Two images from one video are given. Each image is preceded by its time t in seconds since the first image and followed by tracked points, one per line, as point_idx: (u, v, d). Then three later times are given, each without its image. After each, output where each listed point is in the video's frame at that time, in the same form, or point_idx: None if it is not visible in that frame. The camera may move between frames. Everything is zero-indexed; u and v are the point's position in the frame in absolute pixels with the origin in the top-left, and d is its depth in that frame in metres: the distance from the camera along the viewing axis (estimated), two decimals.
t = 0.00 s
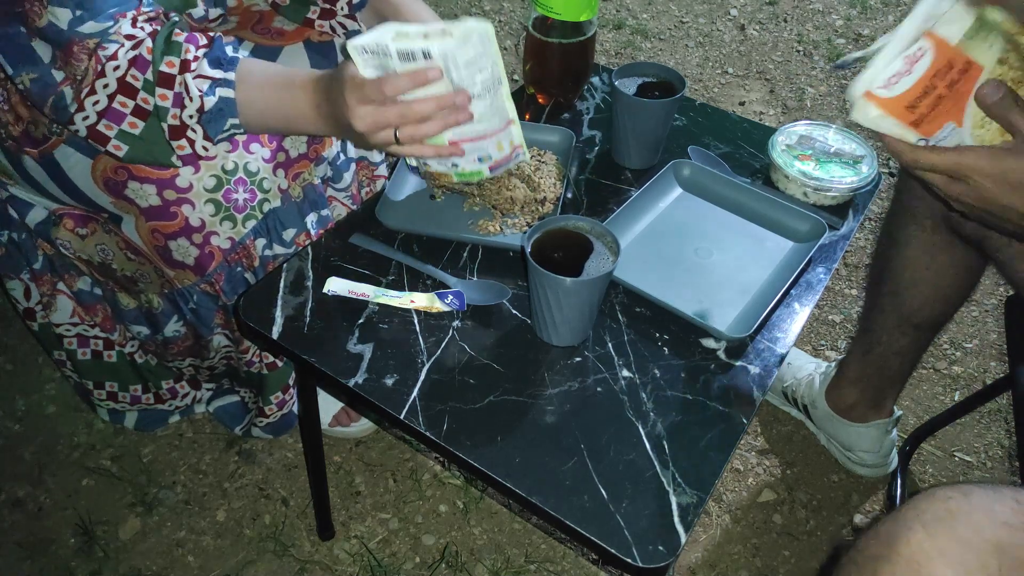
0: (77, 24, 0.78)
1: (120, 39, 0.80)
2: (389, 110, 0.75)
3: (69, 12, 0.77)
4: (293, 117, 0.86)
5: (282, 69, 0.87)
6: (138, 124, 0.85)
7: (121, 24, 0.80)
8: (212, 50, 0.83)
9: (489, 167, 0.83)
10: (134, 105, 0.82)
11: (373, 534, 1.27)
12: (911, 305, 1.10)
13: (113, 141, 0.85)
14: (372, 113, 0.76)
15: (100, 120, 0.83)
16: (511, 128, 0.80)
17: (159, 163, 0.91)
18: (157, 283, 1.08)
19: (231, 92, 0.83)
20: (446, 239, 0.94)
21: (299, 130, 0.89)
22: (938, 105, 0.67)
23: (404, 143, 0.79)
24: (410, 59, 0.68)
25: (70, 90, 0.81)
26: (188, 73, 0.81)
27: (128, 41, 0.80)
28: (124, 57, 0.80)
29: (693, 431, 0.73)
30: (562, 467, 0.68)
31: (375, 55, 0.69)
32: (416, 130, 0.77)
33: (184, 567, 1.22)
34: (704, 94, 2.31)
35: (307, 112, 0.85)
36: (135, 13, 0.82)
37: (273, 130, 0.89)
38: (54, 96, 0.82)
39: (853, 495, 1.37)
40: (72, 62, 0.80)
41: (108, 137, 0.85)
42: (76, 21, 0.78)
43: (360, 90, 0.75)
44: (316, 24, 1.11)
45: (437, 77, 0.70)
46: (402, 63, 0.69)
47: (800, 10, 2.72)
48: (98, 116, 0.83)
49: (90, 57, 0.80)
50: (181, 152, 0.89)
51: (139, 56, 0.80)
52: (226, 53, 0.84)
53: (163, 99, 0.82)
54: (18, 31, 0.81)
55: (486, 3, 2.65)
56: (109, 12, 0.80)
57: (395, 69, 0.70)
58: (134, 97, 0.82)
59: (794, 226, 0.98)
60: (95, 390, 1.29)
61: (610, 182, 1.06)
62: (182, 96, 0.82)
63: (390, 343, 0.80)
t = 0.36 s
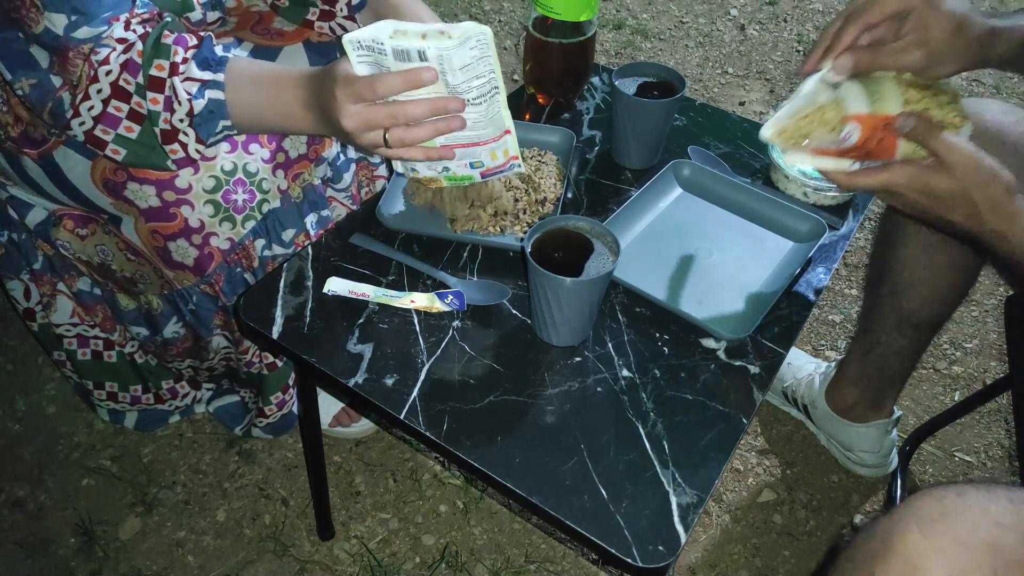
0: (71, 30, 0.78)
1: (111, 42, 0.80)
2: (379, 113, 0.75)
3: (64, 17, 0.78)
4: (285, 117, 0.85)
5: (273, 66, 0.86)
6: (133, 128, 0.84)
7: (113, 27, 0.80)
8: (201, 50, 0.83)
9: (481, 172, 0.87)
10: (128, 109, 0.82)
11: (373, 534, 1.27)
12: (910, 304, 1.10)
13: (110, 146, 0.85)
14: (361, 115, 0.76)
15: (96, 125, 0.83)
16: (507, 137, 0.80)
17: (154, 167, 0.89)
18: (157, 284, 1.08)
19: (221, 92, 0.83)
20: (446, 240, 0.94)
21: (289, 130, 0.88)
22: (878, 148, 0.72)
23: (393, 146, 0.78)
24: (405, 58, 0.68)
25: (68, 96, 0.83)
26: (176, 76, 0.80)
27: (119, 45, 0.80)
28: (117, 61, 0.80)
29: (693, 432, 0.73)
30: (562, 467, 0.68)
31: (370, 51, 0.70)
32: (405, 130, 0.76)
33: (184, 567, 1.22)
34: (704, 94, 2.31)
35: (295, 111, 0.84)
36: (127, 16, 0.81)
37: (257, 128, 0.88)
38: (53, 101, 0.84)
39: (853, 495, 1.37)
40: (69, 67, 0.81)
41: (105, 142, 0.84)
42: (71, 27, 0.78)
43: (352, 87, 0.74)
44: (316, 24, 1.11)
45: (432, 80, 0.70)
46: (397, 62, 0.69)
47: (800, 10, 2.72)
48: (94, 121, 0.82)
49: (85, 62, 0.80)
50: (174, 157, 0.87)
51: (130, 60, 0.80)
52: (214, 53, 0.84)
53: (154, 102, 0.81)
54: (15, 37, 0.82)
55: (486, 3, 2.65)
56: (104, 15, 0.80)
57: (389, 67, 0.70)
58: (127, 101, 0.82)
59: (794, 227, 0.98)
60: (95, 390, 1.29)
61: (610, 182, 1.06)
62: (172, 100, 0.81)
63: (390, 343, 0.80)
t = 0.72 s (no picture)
0: (71, 28, 0.79)
1: (109, 40, 0.80)
2: (376, 106, 0.74)
3: (63, 16, 0.78)
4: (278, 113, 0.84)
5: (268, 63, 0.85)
6: (131, 126, 0.84)
7: (111, 26, 0.80)
8: (198, 47, 0.83)
9: (482, 166, 0.84)
10: (126, 106, 0.82)
11: (373, 534, 1.27)
12: (910, 304, 1.10)
13: (107, 145, 0.85)
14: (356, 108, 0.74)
15: (93, 124, 0.83)
16: (507, 132, 0.79)
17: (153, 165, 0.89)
18: (157, 284, 1.08)
19: (218, 90, 0.82)
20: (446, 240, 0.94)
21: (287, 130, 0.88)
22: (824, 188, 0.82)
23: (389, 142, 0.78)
24: (404, 51, 0.68)
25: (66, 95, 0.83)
26: (173, 73, 0.80)
27: (117, 42, 0.80)
28: (114, 58, 0.80)
29: (693, 432, 0.73)
30: (562, 467, 0.68)
31: (369, 46, 0.70)
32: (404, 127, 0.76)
33: (184, 567, 1.22)
34: (704, 94, 2.31)
35: (294, 112, 0.84)
36: (127, 15, 0.82)
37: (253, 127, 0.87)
38: (51, 100, 0.84)
39: (853, 495, 1.37)
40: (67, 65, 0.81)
41: (102, 141, 0.84)
42: (70, 24, 0.78)
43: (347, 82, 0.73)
44: (316, 24, 1.11)
45: (431, 73, 0.70)
46: (396, 56, 0.69)
47: (800, 10, 2.72)
48: (91, 119, 0.82)
49: (83, 61, 0.80)
50: (171, 154, 0.87)
51: (128, 57, 0.80)
52: (210, 51, 0.84)
53: (150, 100, 0.81)
54: (15, 36, 0.82)
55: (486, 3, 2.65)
56: (103, 14, 0.80)
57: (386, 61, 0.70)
58: (125, 99, 0.82)
59: (794, 227, 0.98)
60: (95, 391, 1.29)
61: (610, 182, 1.06)
62: (167, 97, 0.81)
63: (390, 343, 0.80)
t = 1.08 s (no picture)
0: (73, 24, 0.78)
1: (112, 35, 0.79)
2: (382, 99, 0.75)
3: (67, 12, 0.77)
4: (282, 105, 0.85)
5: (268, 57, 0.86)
6: (133, 121, 0.85)
7: (115, 21, 0.79)
8: (200, 41, 0.83)
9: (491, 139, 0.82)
10: (128, 101, 0.82)
11: (373, 534, 1.27)
12: (909, 304, 1.10)
13: (109, 140, 0.85)
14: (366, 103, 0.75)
15: (95, 119, 0.83)
16: (513, 103, 0.78)
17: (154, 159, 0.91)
18: (157, 283, 1.08)
19: (220, 83, 0.83)
20: (445, 241, 0.94)
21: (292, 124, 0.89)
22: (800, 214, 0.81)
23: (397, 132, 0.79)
24: (408, 43, 0.68)
25: (69, 91, 0.82)
26: (174, 66, 0.80)
27: (120, 37, 0.80)
28: (117, 53, 0.79)
29: (693, 432, 0.73)
30: (562, 467, 0.68)
31: (371, 39, 0.69)
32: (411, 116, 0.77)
33: (184, 567, 1.22)
34: (704, 94, 2.31)
35: (300, 102, 0.85)
36: (131, 10, 0.81)
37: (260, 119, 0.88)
38: (51, 96, 0.82)
39: (853, 494, 1.37)
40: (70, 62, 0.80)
41: (103, 136, 0.85)
42: (74, 21, 0.78)
43: (350, 74, 0.74)
44: (316, 24, 1.12)
45: (436, 61, 0.70)
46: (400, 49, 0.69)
47: (800, 10, 2.72)
48: (93, 115, 0.83)
49: (86, 56, 0.80)
50: (173, 148, 0.87)
51: (130, 52, 0.79)
52: (212, 45, 0.84)
53: (153, 93, 0.81)
54: (17, 32, 0.80)
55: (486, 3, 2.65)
56: (106, 11, 0.79)
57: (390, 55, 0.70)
58: (127, 93, 0.82)
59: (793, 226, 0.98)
60: (96, 390, 1.29)
61: (610, 182, 1.06)
62: (170, 90, 0.81)
63: (390, 343, 0.80)
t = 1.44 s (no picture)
0: (73, 25, 0.77)
1: (113, 35, 0.79)
2: (387, 87, 0.76)
3: (67, 12, 0.76)
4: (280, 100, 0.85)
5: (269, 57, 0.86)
6: (133, 120, 0.85)
7: (115, 21, 0.79)
8: (200, 41, 0.83)
9: (493, 135, 0.84)
10: (128, 100, 0.82)
11: (373, 534, 1.27)
12: (909, 304, 1.10)
13: (108, 139, 0.85)
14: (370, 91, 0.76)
15: (95, 118, 0.83)
16: (517, 96, 0.79)
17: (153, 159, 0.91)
18: (157, 284, 1.08)
19: (220, 83, 0.83)
20: (445, 241, 0.94)
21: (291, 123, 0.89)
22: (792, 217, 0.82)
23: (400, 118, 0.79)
24: (417, 27, 0.69)
25: (68, 91, 0.82)
26: (175, 64, 0.80)
27: (120, 36, 0.79)
28: (117, 52, 0.79)
29: (693, 432, 0.73)
30: (562, 467, 0.68)
31: (379, 25, 0.70)
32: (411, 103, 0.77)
33: (184, 567, 1.22)
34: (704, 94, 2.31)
35: (296, 100, 0.84)
36: (131, 9, 0.80)
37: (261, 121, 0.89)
38: (51, 95, 0.82)
39: (853, 495, 1.37)
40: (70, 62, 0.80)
41: (103, 135, 0.84)
42: (74, 21, 0.77)
43: (360, 61, 0.74)
44: (314, 24, 1.12)
45: (445, 47, 0.70)
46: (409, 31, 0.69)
47: (800, 10, 2.71)
48: (92, 114, 0.83)
49: (87, 55, 0.79)
50: (171, 146, 0.89)
51: (132, 52, 0.79)
52: (213, 44, 0.84)
53: (153, 92, 0.81)
54: (16, 32, 0.79)
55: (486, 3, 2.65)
56: (106, 10, 0.79)
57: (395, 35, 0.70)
58: (127, 93, 0.82)
59: (794, 227, 0.98)
60: (96, 390, 1.29)
61: (610, 182, 1.06)
62: (171, 89, 0.81)
63: (390, 344, 0.80)
